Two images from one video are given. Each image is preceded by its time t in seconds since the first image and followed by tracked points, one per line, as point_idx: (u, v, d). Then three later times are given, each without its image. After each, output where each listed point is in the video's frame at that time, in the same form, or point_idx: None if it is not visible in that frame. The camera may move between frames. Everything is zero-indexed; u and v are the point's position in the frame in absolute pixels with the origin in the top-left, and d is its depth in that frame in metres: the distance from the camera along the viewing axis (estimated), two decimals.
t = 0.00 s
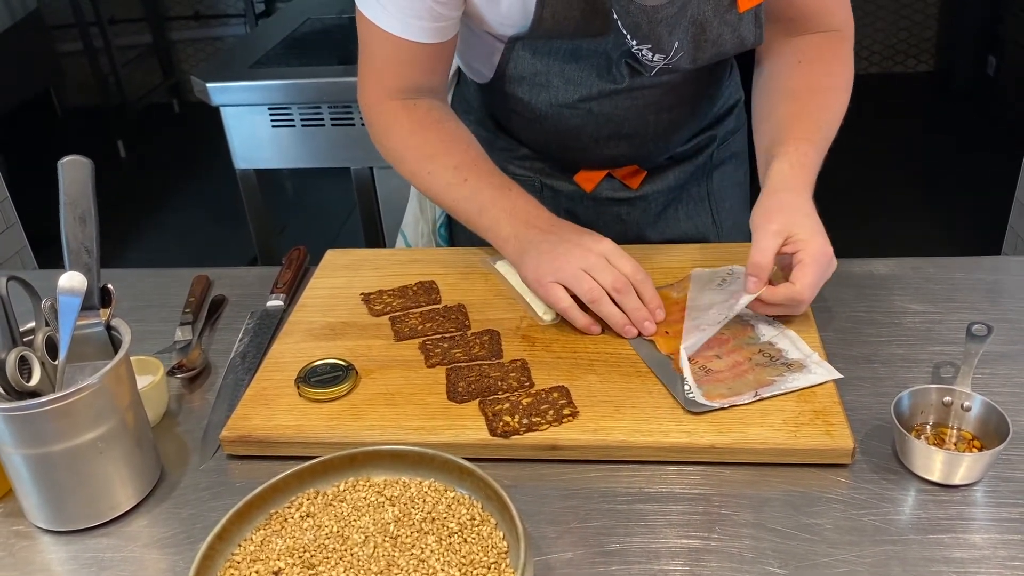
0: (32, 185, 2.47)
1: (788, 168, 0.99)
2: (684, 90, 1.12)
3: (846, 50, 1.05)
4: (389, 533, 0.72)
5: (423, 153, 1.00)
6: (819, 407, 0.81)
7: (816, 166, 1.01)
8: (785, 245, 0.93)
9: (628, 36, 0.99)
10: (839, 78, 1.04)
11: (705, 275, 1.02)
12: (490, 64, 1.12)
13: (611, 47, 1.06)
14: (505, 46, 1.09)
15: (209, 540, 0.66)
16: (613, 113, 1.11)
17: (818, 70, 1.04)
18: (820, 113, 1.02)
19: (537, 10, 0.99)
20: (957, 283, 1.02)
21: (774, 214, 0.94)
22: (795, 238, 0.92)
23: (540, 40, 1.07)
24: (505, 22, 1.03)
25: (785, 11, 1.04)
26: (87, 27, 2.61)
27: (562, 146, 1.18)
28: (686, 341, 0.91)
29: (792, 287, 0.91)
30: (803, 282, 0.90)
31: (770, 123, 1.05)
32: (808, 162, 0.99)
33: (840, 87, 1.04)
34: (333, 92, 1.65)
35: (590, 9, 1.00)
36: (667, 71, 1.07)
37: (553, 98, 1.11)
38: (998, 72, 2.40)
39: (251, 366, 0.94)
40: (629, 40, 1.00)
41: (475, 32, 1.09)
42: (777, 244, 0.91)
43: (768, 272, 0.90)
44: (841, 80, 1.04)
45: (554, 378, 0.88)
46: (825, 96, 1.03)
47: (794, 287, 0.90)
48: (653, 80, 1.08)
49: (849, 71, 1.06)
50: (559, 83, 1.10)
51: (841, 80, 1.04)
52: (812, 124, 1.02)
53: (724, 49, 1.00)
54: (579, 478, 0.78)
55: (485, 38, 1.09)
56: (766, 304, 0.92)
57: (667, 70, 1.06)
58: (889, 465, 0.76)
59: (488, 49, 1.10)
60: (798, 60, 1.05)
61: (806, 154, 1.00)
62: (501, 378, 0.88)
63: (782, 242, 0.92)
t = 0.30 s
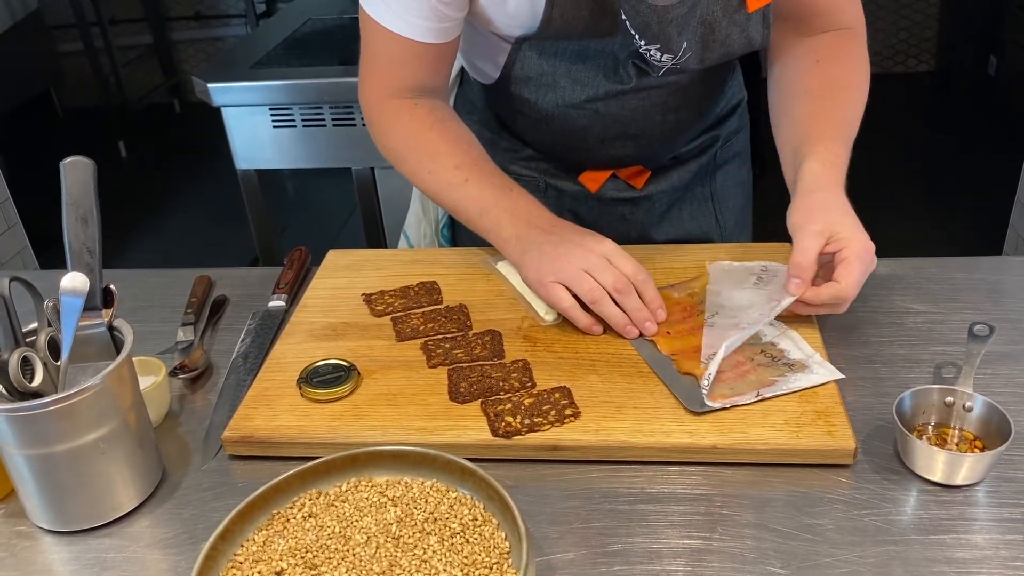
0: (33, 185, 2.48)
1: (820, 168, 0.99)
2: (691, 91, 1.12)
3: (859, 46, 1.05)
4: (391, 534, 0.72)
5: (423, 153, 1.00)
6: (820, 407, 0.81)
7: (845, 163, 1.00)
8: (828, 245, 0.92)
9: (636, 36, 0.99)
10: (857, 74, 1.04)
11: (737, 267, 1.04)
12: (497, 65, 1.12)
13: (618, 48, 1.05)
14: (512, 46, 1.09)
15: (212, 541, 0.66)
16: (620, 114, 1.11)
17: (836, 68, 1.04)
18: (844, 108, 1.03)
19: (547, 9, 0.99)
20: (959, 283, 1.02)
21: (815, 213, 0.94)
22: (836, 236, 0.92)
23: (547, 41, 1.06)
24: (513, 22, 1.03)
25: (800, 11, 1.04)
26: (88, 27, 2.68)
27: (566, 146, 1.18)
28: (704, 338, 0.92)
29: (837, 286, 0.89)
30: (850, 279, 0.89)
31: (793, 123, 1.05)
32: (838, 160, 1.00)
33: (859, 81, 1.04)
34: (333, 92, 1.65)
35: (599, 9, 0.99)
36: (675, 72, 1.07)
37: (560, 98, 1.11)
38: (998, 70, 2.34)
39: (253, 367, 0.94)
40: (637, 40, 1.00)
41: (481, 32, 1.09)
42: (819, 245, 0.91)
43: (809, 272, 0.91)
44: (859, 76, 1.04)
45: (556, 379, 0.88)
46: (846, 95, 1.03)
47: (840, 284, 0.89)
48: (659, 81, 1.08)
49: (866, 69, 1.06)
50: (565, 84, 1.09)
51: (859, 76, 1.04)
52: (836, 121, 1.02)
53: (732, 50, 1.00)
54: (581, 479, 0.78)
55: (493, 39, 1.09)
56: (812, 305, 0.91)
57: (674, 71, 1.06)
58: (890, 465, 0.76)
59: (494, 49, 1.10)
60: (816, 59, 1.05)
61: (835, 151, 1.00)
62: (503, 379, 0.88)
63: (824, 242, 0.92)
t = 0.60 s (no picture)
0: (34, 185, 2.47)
1: (851, 167, 0.98)
2: (697, 88, 1.11)
3: (874, 40, 1.05)
4: (393, 533, 0.71)
5: (424, 151, 1.00)
6: (823, 406, 0.81)
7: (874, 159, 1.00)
8: (869, 245, 0.91)
9: (645, 31, 0.98)
10: (876, 68, 1.04)
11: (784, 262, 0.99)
12: (503, 63, 1.12)
13: (625, 45, 1.05)
14: (519, 44, 1.08)
15: (213, 540, 0.66)
16: (626, 112, 1.11)
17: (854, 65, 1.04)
18: (864, 104, 1.02)
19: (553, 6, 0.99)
20: (962, 282, 1.02)
21: (852, 213, 0.94)
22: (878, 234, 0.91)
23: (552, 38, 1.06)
24: (518, 20, 1.02)
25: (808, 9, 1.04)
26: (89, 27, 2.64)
27: (572, 145, 1.17)
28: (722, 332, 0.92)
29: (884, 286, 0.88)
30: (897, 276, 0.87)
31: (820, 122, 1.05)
32: (866, 157, 0.99)
33: (877, 76, 1.04)
34: (333, 91, 1.65)
35: (606, 4, 0.99)
36: (682, 69, 1.06)
37: (565, 96, 1.11)
38: (998, 70, 2.34)
39: (254, 366, 0.94)
40: (645, 35, 1.00)
41: (486, 29, 1.09)
42: (858, 242, 0.91)
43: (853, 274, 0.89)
44: (877, 70, 1.04)
45: (558, 378, 0.88)
46: (868, 91, 1.03)
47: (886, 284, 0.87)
48: (666, 78, 1.08)
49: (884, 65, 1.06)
50: (572, 81, 1.09)
51: (878, 70, 1.04)
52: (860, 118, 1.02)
53: (740, 46, 1.00)
54: (583, 478, 0.78)
55: (497, 36, 1.09)
56: (858, 309, 0.88)
57: (681, 68, 1.06)
58: (894, 464, 0.76)
59: (499, 46, 1.10)
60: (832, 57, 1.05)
61: (861, 148, 0.99)
62: (505, 378, 0.87)
63: (864, 240, 0.91)
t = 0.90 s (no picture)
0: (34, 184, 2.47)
1: (792, 178, 0.87)
2: (704, 85, 1.11)
3: (881, 58, 0.93)
4: (391, 532, 0.71)
5: (455, 166, 0.96)
6: (823, 404, 0.81)
7: (836, 180, 0.88)
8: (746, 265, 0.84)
9: (652, 25, 0.99)
10: (873, 88, 0.92)
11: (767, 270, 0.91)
12: (511, 60, 1.12)
13: (632, 41, 1.03)
14: (527, 39, 1.08)
15: (212, 539, 0.66)
16: (632, 109, 1.10)
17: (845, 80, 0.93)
18: (847, 123, 0.91)
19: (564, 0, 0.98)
20: (962, 280, 1.02)
21: (753, 228, 0.85)
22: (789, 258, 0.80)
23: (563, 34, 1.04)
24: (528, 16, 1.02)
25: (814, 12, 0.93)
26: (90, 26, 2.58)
27: (577, 142, 1.17)
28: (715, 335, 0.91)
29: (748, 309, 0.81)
30: (763, 304, 0.79)
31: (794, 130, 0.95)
32: (819, 177, 0.87)
33: (875, 95, 0.92)
34: (334, 90, 1.64)
35: None
36: (691, 65, 1.05)
37: (571, 93, 1.10)
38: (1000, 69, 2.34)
39: (253, 365, 0.94)
40: (653, 29, 1.00)
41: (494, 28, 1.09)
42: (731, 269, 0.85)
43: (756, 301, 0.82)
44: (876, 89, 0.92)
45: (557, 376, 0.87)
46: (854, 109, 0.92)
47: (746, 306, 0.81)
48: (672, 75, 1.07)
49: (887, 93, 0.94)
50: (579, 78, 1.08)
51: (877, 87, 0.92)
52: (834, 134, 0.90)
53: (748, 38, 1.01)
54: (582, 476, 0.78)
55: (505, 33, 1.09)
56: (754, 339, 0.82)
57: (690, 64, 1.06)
58: (895, 463, 0.76)
59: (508, 44, 1.10)
60: (824, 65, 0.95)
61: (822, 166, 0.88)
62: (504, 376, 0.87)
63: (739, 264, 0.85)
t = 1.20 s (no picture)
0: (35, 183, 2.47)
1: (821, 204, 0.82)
2: (708, 85, 1.11)
3: (913, 67, 0.89)
4: (392, 528, 0.71)
5: (466, 174, 0.97)
6: (824, 401, 0.81)
7: (867, 206, 0.82)
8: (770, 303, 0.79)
9: (657, 23, 1.00)
10: (905, 98, 0.88)
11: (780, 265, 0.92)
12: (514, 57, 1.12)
13: (637, 39, 1.04)
14: (531, 36, 1.08)
15: (213, 536, 0.66)
16: (636, 107, 1.10)
17: (873, 101, 0.88)
18: (876, 139, 0.86)
19: None
20: (964, 277, 1.02)
21: (778, 264, 0.79)
22: (810, 314, 0.75)
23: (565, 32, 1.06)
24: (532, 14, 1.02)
25: (842, 21, 0.89)
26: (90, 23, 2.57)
27: (583, 139, 1.17)
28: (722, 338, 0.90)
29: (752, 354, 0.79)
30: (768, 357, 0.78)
31: (819, 147, 0.90)
32: (851, 202, 0.81)
33: (906, 106, 0.88)
34: (335, 89, 1.64)
35: None
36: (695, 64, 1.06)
37: (575, 90, 1.10)
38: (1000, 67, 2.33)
39: (254, 362, 0.94)
40: (657, 27, 1.01)
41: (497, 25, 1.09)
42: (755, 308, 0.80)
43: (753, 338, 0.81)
44: (908, 100, 0.88)
45: (557, 373, 0.87)
46: (881, 133, 0.87)
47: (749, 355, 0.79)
48: (677, 73, 1.07)
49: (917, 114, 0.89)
50: (583, 75, 1.09)
51: (910, 98, 0.88)
52: (863, 153, 0.85)
53: (752, 36, 1.01)
54: (582, 473, 0.78)
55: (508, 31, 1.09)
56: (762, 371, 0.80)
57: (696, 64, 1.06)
58: (895, 460, 0.76)
59: (511, 41, 1.10)
60: (850, 75, 0.90)
61: (851, 189, 0.82)
62: (504, 373, 0.87)
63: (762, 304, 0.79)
